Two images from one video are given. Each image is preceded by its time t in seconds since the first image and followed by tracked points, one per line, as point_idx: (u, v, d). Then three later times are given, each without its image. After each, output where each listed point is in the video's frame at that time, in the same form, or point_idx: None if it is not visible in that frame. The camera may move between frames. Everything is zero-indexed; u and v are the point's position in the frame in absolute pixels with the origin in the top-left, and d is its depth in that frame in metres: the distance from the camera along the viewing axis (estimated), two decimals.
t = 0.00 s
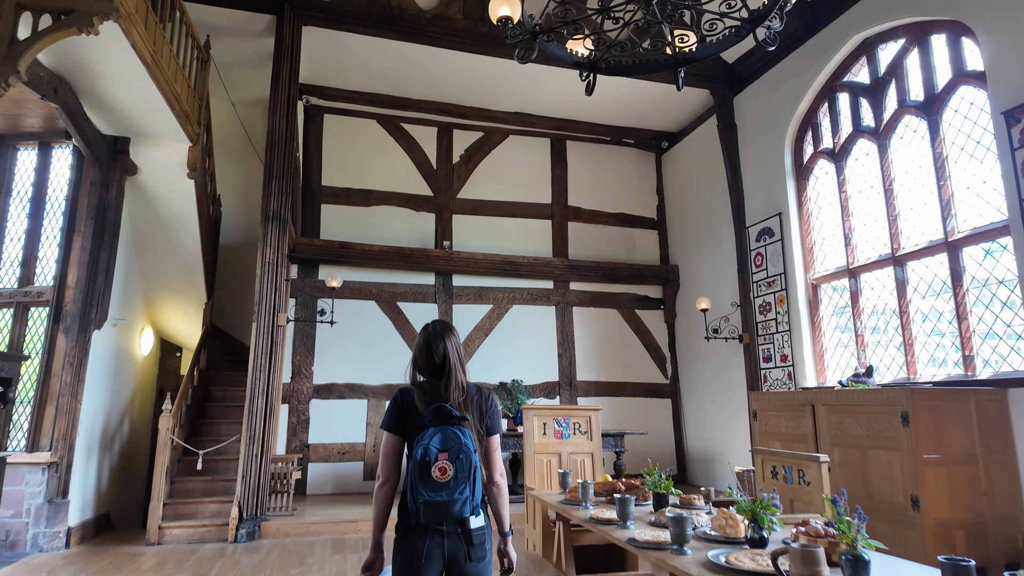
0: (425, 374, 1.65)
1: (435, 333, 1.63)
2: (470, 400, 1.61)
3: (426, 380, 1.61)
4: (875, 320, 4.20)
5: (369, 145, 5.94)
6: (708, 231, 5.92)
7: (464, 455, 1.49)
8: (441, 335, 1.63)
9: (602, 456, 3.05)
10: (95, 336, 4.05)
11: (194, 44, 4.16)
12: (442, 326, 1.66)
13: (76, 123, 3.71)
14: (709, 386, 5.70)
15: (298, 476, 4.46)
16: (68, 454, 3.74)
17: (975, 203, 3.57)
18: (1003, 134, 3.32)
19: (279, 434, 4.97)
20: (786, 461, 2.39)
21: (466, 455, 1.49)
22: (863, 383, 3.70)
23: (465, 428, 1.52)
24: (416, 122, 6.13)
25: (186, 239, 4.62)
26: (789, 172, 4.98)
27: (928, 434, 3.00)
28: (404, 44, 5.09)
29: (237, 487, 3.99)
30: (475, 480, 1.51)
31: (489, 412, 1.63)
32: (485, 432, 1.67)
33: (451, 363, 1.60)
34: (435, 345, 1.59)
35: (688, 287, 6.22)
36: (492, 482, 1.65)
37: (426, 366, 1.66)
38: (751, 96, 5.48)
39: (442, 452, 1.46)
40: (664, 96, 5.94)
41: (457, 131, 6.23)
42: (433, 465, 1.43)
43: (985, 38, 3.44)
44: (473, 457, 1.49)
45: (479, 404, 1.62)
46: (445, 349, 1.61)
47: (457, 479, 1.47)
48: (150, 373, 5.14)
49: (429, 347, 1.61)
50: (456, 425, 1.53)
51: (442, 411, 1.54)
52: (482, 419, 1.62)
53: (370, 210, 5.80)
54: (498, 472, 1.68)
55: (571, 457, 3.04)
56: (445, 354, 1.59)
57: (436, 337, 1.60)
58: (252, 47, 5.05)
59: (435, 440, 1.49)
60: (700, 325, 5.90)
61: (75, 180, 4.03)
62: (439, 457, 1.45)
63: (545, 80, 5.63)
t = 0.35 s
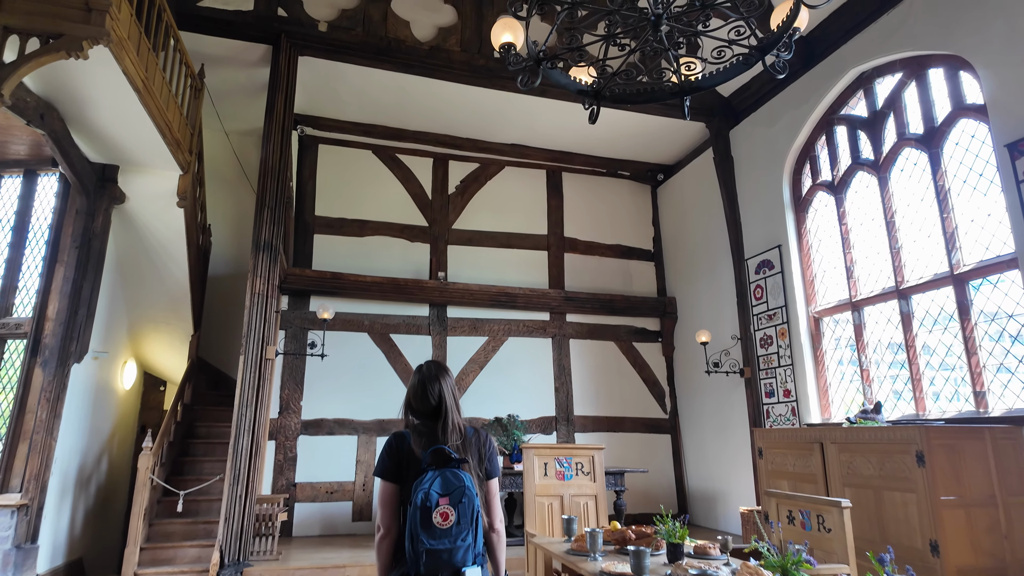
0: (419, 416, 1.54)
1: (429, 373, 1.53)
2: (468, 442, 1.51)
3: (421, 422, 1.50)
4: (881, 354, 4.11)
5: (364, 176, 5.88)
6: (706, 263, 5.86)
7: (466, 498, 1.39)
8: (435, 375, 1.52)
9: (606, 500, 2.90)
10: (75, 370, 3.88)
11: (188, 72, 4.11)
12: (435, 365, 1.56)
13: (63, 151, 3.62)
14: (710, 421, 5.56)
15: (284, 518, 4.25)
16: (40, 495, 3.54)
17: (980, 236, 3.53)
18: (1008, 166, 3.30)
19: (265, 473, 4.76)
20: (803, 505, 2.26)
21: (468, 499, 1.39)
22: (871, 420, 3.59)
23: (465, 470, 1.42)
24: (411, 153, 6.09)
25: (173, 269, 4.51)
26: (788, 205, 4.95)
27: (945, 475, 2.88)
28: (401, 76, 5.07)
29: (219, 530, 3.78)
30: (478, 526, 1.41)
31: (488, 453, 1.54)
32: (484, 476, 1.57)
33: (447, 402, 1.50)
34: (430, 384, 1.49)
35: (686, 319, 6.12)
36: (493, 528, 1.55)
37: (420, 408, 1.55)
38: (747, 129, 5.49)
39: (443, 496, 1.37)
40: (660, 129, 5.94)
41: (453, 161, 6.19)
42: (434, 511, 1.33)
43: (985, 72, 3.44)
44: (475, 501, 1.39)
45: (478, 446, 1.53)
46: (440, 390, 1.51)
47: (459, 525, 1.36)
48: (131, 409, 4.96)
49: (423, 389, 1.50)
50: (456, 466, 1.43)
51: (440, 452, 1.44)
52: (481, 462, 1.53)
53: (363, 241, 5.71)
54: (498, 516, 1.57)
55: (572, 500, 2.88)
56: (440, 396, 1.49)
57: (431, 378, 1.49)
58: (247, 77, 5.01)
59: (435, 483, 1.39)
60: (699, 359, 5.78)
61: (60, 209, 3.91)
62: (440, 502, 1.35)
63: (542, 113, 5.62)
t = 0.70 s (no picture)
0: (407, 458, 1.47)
1: (418, 412, 1.46)
2: (457, 482, 1.44)
3: (409, 463, 1.42)
4: (885, 382, 4.03)
5: (358, 200, 5.81)
6: (703, 290, 5.80)
7: (454, 542, 1.27)
8: (424, 413, 1.46)
9: (610, 534, 2.82)
10: (52, 397, 3.73)
11: (181, 93, 4.06)
12: (424, 404, 1.50)
13: (49, 171, 3.52)
14: (710, 451, 5.44)
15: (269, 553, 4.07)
16: (10, 530, 3.36)
17: (985, 262, 3.49)
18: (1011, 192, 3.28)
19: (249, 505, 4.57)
20: (820, 542, 2.15)
21: (456, 544, 1.27)
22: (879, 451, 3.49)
23: (454, 512, 1.31)
24: (406, 177, 6.04)
25: (160, 293, 4.38)
26: (786, 232, 4.92)
27: (960, 508, 2.78)
28: (397, 100, 5.05)
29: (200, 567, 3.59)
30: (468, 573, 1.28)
31: (478, 494, 1.46)
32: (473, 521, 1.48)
33: (436, 442, 1.43)
34: (418, 423, 1.43)
35: (684, 347, 6.03)
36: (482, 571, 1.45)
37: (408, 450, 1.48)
38: (744, 156, 5.50)
39: (429, 540, 1.25)
40: (656, 156, 5.94)
41: (448, 186, 6.14)
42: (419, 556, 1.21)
43: (985, 99, 3.44)
44: (464, 545, 1.27)
45: (467, 487, 1.45)
46: (429, 429, 1.44)
47: (446, 571, 1.23)
48: (110, 438, 4.78)
49: (412, 427, 1.43)
50: (444, 509, 1.32)
51: (428, 493, 1.33)
52: (470, 503, 1.45)
53: (356, 265, 5.61)
54: (488, 560, 1.49)
55: (576, 535, 2.76)
56: (430, 435, 1.42)
57: (421, 416, 1.43)
58: (242, 99, 4.96)
59: (421, 527, 1.27)
60: (698, 387, 5.68)
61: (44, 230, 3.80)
62: (426, 546, 1.24)
63: (538, 139, 5.60)
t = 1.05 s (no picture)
0: (391, 495, 1.43)
1: (403, 447, 1.43)
2: (442, 519, 1.41)
3: (391, 501, 1.39)
4: (889, 414, 3.95)
5: (349, 224, 5.71)
6: (699, 318, 5.73)
7: None
8: (410, 449, 1.43)
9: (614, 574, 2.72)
10: (22, 426, 3.55)
11: (172, 113, 3.97)
12: (410, 438, 1.46)
13: (30, 190, 3.40)
14: (708, 483, 5.30)
15: None
16: None
17: (988, 292, 3.44)
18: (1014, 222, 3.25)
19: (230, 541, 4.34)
20: None
21: None
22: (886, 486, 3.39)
23: (438, 555, 1.25)
24: (399, 202, 5.96)
25: (143, 317, 4.23)
26: (784, 260, 4.88)
27: (977, 547, 2.68)
28: (392, 124, 4.98)
29: None
30: None
31: (463, 531, 1.43)
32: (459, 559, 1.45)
33: (420, 479, 1.39)
34: (401, 460, 1.39)
35: (680, 376, 5.93)
36: None
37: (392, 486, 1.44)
38: (739, 184, 5.48)
39: None
40: (651, 183, 5.91)
41: (442, 211, 6.07)
42: None
43: (983, 129, 3.44)
44: None
45: (452, 524, 1.42)
46: (414, 465, 1.40)
47: None
48: (84, 468, 4.58)
49: (397, 464, 1.39)
50: (428, 550, 1.27)
51: (411, 533, 1.28)
52: (456, 541, 1.43)
53: (347, 290, 5.48)
54: None
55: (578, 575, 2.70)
56: (415, 471, 1.39)
57: (406, 452, 1.39)
58: (234, 120, 4.88)
59: (403, 569, 1.21)
60: (696, 418, 5.56)
61: (23, 250, 3.69)
62: None
63: (533, 165, 5.56)
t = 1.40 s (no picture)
0: (371, 551, 1.37)
1: (385, 498, 1.38)
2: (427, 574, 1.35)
3: (372, 557, 1.33)
4: (884, 454, 3.87)
5: (333, 255, 5.60)
6: (688, 355, 5.67)
7: None
8: (393, 501, 1.38)
9: None
10: None
11: (154, 138, 3.87)
12: (393, 489, 1.42)
13: None
14: (699, 525, 5.15)
15: None
16: None
17: (982, 329, 3.43)
18: (1006, 259, 3.26)
19: None
20: None
21: None
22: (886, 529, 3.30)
23: None
24: (385, 233, 5.87)
25: (115, 348, 4.05)
26: (773, 296, 4.86)
27: None
28: (380, 155, 4.92)
29: None
30: None
31: None
32: None
33: (404, 532, 1.34)
34: (384, 513, 1.34)
35: (668, 413, 5.83)
36: None
37: (373, 542, 1.38)
38: (726, 220, 5.50)
39: None
40: (639, 219, 5.91)
41: (428, 243, 5.99)
42: None
43: (972, 168, 3.48)
44: None
45: None
46: (398, 517, 1.36)
47: None
48: (45, 507, 4.35)
49: (379, 517, 1.35)
50: None
51: None
52: None
53: (329, 322, 5.33)
54: None
55: None
56: (398, 524, 1.34)
57: (388, 505, 1.35)
58: (219, 148, 4.80)
59: None
60: (686, 456, 5.44)
61: None
62: None
63: (522, 199, 5.52)
